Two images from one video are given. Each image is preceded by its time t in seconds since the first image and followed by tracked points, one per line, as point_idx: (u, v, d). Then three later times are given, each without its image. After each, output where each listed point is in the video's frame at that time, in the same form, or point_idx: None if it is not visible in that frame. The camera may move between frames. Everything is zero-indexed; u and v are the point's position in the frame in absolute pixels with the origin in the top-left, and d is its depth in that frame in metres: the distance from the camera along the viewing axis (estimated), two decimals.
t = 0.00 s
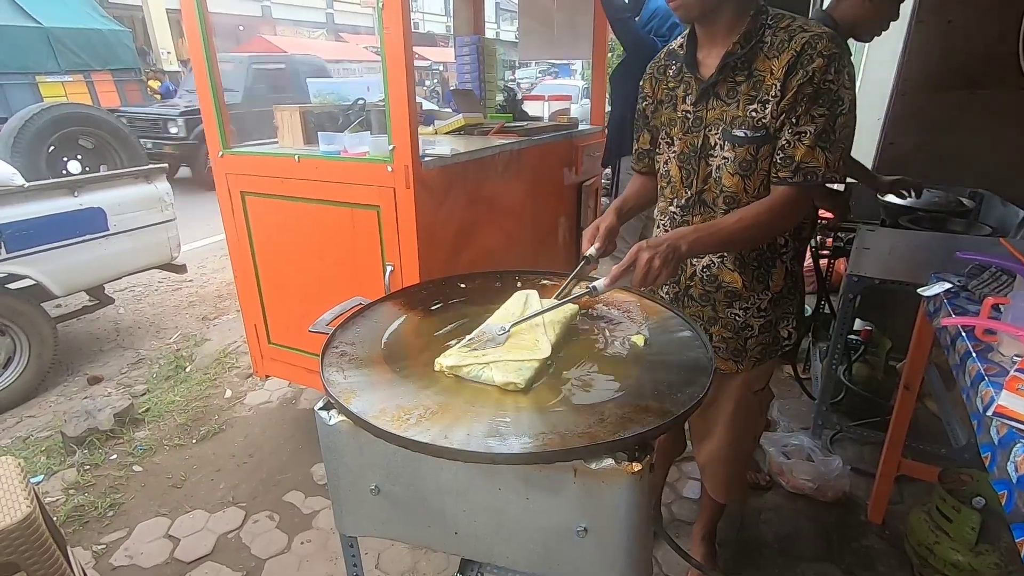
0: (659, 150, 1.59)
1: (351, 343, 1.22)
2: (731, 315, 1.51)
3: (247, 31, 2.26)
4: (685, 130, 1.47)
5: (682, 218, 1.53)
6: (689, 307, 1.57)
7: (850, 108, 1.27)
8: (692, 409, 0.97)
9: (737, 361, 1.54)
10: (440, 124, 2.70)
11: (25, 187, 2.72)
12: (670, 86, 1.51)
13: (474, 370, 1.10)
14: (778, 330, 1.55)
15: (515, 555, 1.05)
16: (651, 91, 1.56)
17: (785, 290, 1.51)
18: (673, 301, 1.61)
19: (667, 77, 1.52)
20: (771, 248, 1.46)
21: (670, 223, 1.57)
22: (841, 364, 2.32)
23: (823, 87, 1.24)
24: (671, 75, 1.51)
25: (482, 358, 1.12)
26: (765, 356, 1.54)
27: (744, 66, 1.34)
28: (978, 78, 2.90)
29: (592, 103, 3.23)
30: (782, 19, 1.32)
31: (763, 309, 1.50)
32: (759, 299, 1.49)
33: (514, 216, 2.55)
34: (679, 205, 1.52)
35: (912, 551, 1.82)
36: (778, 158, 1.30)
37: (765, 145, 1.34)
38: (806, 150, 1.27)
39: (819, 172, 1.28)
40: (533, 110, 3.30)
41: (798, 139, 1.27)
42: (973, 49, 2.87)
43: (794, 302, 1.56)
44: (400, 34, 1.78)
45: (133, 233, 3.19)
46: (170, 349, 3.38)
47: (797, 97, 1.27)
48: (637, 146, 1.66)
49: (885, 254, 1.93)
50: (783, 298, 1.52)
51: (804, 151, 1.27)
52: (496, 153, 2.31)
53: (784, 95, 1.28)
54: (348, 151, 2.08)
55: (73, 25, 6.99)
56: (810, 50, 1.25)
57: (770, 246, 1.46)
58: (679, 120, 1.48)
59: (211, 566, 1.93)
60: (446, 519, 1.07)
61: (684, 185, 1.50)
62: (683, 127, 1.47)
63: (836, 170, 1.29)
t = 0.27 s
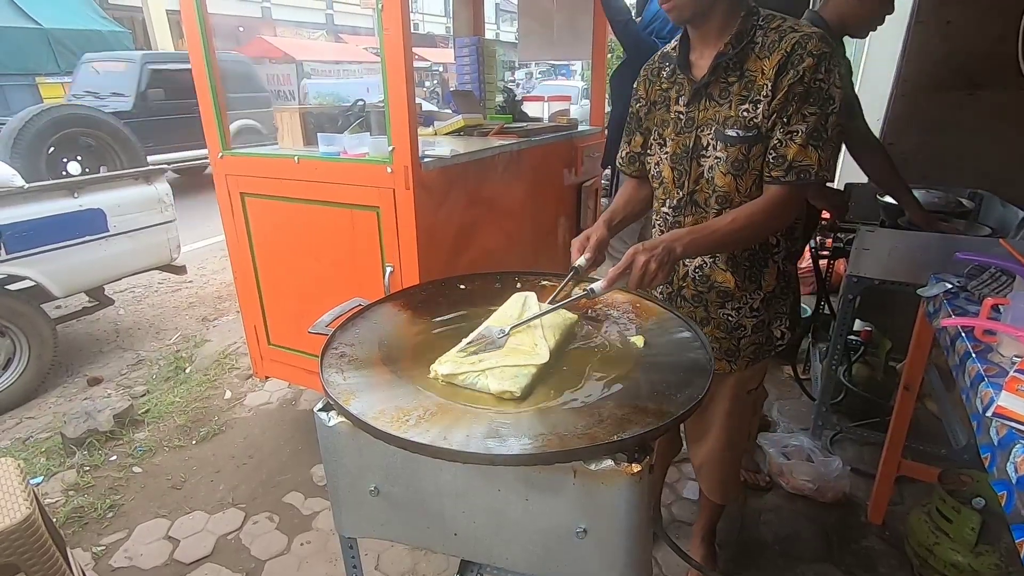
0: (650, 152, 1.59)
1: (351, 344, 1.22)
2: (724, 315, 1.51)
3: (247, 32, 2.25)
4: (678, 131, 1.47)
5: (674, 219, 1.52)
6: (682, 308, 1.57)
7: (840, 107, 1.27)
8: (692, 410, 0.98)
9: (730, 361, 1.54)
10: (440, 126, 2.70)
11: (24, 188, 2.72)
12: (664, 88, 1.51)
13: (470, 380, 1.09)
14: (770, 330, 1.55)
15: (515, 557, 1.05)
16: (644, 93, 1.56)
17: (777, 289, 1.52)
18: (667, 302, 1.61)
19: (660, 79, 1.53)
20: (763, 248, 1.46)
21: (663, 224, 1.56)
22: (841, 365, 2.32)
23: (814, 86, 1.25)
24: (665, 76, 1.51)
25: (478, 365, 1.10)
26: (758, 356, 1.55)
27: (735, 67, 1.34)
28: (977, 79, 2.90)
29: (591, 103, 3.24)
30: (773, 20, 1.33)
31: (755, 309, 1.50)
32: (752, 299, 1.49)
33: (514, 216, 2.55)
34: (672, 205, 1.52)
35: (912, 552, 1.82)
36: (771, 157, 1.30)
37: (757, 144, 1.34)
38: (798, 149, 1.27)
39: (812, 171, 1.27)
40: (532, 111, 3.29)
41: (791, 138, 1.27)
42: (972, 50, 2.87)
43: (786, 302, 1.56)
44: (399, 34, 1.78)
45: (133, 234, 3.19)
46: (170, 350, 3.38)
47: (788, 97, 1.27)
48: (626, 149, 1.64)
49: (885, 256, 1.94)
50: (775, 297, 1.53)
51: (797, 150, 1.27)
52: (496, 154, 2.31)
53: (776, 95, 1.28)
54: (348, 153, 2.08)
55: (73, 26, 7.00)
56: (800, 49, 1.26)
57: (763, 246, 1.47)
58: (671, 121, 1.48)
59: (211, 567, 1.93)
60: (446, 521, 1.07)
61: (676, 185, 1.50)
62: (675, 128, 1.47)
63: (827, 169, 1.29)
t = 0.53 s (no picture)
0: (651, 150, 1.58)
1: (352, 342, 1.22)
2: (723, 312, 1.51)
3: (247, 30, 2.25)
4: (678, 128, 1.46)
5: (674, 216, 1.52)
6: (682, 305, 1.57)
7: (842, 105, 1.27)
8: (693, 408, 0.97)
9: (729, 359, 1.54)
10: (440, 124, 2.70)
11: (25, 186, 2.72)
12: (663, 85, 1.51)
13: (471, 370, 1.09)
14: (769, 327, 1.55)
15: (516, 555, 1.05)
16: (645, 91, 1.56)
17: (777, 287, 1.52)
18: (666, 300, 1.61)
19: (660, 77, 1.52)
20: (763, 245, 1.46)
21: (662, 221, 1.56)
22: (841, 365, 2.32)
23: (815, 84, 1.25)
24: (665, 74, 1.51)
25: (478, 359, 1.10)
26: (757, 354, 1.54)
27: (736, 64, 1.34)
28: (978, 78, 2.89)
29: (593, 102, 3.25)
30: (773, 18, 1.32)
31: (755, 305, 1.50)
32: (751, 296, 1.49)
33: (514, 215, 2.54)
34: (672, 203, 1.51)
35: (913, 551, 1.82)
36: (773, 155, 1.30)
37: (759, 142, 1.34)
38: (801, 146, 1.27)
39: (815, 168, 1.27)
40: (533, 110, 3.29)
41: (793, 136, 1.28)
42: (974, 48, 2.87)
43: (786, 299, 1.56)
44: (399, 31, 1.78)
45: (133, 232, 3.19)
46: (170, 348, 3.38)
47: (789, 95, 1.27)
48: (629, 147, 1.65)
49: (886, 255, 1.93)
50: (775, 295, 1.53)
51: (799, 147, 1.27)
52: (496, 153, 2.31)
53: (777, 92, 1.28)
54: (348, 151, 2.08)
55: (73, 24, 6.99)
56: (801, 47, 1.25)
57: (763, 244, 1.46)
58: (672, 119, 1.48)
59: (211, 565, 1.93)
60: (446, 518, 1.07)
61: (676, 183, 1.49)
62: (675, 126, 1.47)
63: (828, 166, 1.29)
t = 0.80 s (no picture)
0: (650, 147, 1.58)
1: (351, 341, 1.22)
2: (722, 309, 1.51)
3: (247, 28, 2.25)
4: (677, 126, 1.46)
5: (672, 213, 1.52)
6: (681, 301, 1.57)
7: (837, 104, 1.28)
8: (692, 407, 0.97)
9: (729, 356, 1.54)
10: (440, 122, 2.69)
11: (24, 184, 2.72)
12: (663, 83, 1.50)
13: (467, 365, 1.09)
14: (768, 324, 1.55)
15: (515, 553, 1.05)
16: (644, 88, 1.55)
17: (775, 284, 1.52)
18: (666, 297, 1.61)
19: (660, 74, 1.51)
20: (762, 242, 1.47)
21: (661, 219, 1.56)
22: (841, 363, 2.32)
23: (810, 83, 1.26)
24: (665, 71, 1.50)
25: (475, 357, 1.10)
26: (757, 351, 1.54)
27: (734, 62, 1.33)
28: (979, 77, 2.89)
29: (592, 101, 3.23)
30: (772, 16, 1.32)
31: (753, 302, 1.50)
32: (749, 293, 1.49)
33: (513, 213, 2.54)
34: (670, 200, 1.51)
35: (912, 549, 1.82)
36: (763, 152, 1.32)
37: (755, 140, 1.33)
38: (790, 145, 1.29)
39: (803, 167, 1.29)
40: (533, 108, 3.35)
41: (783, 134, 1.29)
42: (975, 47, 2.86)
43: (784, 297, 1.56)
44: (399, 29, 1.78)
45: (133, 230, 3.19)
46: (170, 346, 3.38)
47: (786, 94, 1.27)
48: (628, 143, 1.64)
49: (886, 253, 1.93)
50: (773, 292, 1.53)
51: (789, 145, 1.29)
52: (496, 152, 2.31)
53: (774, 91, 1.28)
54: (347, 149, 2.07)
55: (73, 21, 6.98)
56: (798, 46, 1.26)
57: (759, 241, 1.46)
58: (671, 116, 1.47)
59: (211, 562, 1.93)
60: (446, 517, 1.07)
61: (675, 180, 1.49)
62: (674, 123, 1.46)
63: (821, 165, 1.30)
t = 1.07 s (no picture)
0: (652, 144, 1.58)
1: (351, 338, 1.22)
2: (721, 305, 1.51)
3: (246, 25, 2.22)
4: (678, 124, 1.45)
5: (672, 210, 1.52)
6: (680, 298, 1.57)
7: (837, 102, 1.28)
8: (693, 404, 0.98)
9: (728, 352, 1.54)
10: (440, 119, 2.68)
11: (24, 181, 2.71)
12: (665, 81, 1.50)
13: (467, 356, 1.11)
14: (768, 321, 1.54)
15: (515, 549, 1.05)
16: (648, 85, 1.55)
17: (774, 281, 1.51)
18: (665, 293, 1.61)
19: (662, 72, 1.51)
20: (761, 238, 1.47)
21: (661, 216, 1.55)
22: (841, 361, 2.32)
23: (809, 82, 1.26)
24: (666, 69, 1.49)
25: (476, 346, 1.12)
26: (756, 348, 1.54)
27: (737, 61, 1.33)
28: (980, 75, 2.89)
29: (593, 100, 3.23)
30: (775, 14, 1.31)
31: (752, 299, 1.50)
32: (748, 289, 1.49)
33: (513, 211, 2.54)
34: (670, 197, 1.51)
35: (911, 547, 1.82)
36: (760, 149, 1.33)
37: (754, 139, 1.33)
38: (787, 142, 1.29)
39: (799, 164, 1.30)
40: (533, 106, 3.33)
41: (781, 131, 1.29)
42: (976, 45, 2.86)
43: (784, 294, 1.56)
44: (400, 25, 1.78)
45: (132, 227, 3.18)
46: (170, 343, 3.38)
47: (787, 93, 1.28)
48: (632, 142, 1.63)
49: (887, 252, 1.93)
50: (774, 290, 1.52)
51: (785, 142, 1.29)
52: (496, 149, 2.30)
53: (777, 89, 1.28)
54: (348, 146, 2.07)
55: (73, 18, 6.97)
56: (801, 45, 1.26)
57: (758, 237, 1.47)
58: (673, 114, 1.47)
59: (211, 559, 1.94)
60: (446, 513, 1.08)
61: (675, 177, 1.49)
62: (676, 121, 1.46)
63: (819, 163, 1.31)
